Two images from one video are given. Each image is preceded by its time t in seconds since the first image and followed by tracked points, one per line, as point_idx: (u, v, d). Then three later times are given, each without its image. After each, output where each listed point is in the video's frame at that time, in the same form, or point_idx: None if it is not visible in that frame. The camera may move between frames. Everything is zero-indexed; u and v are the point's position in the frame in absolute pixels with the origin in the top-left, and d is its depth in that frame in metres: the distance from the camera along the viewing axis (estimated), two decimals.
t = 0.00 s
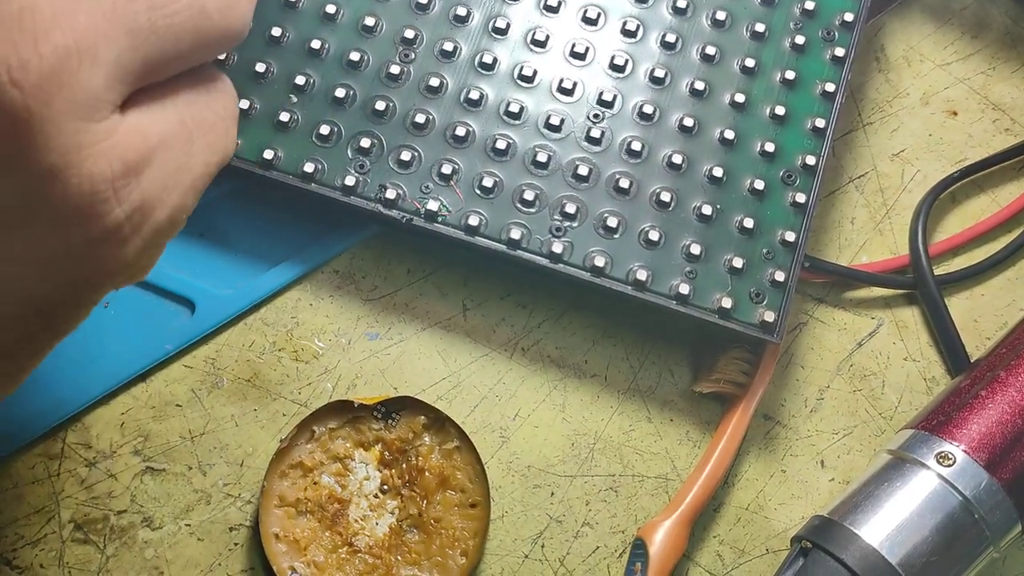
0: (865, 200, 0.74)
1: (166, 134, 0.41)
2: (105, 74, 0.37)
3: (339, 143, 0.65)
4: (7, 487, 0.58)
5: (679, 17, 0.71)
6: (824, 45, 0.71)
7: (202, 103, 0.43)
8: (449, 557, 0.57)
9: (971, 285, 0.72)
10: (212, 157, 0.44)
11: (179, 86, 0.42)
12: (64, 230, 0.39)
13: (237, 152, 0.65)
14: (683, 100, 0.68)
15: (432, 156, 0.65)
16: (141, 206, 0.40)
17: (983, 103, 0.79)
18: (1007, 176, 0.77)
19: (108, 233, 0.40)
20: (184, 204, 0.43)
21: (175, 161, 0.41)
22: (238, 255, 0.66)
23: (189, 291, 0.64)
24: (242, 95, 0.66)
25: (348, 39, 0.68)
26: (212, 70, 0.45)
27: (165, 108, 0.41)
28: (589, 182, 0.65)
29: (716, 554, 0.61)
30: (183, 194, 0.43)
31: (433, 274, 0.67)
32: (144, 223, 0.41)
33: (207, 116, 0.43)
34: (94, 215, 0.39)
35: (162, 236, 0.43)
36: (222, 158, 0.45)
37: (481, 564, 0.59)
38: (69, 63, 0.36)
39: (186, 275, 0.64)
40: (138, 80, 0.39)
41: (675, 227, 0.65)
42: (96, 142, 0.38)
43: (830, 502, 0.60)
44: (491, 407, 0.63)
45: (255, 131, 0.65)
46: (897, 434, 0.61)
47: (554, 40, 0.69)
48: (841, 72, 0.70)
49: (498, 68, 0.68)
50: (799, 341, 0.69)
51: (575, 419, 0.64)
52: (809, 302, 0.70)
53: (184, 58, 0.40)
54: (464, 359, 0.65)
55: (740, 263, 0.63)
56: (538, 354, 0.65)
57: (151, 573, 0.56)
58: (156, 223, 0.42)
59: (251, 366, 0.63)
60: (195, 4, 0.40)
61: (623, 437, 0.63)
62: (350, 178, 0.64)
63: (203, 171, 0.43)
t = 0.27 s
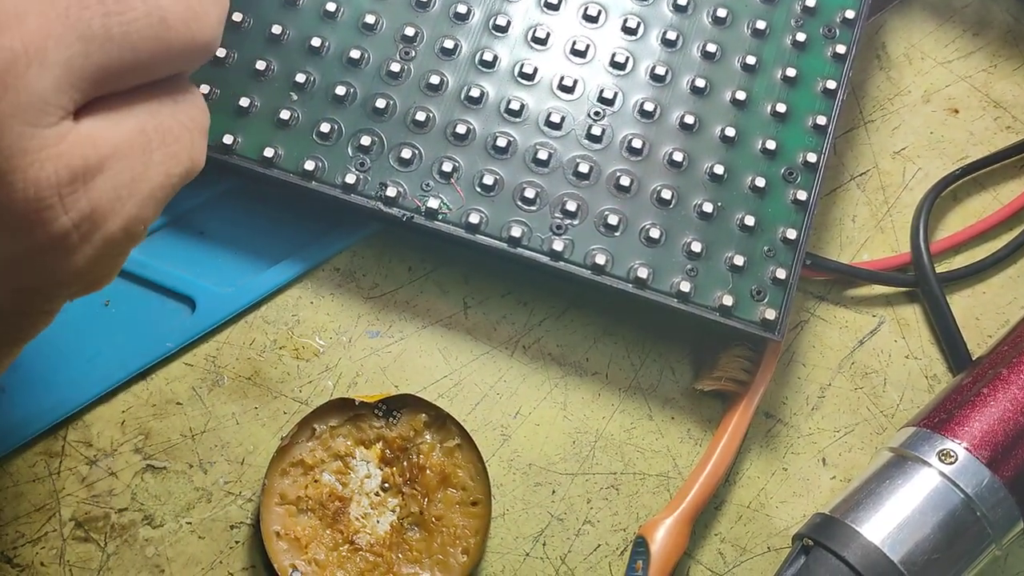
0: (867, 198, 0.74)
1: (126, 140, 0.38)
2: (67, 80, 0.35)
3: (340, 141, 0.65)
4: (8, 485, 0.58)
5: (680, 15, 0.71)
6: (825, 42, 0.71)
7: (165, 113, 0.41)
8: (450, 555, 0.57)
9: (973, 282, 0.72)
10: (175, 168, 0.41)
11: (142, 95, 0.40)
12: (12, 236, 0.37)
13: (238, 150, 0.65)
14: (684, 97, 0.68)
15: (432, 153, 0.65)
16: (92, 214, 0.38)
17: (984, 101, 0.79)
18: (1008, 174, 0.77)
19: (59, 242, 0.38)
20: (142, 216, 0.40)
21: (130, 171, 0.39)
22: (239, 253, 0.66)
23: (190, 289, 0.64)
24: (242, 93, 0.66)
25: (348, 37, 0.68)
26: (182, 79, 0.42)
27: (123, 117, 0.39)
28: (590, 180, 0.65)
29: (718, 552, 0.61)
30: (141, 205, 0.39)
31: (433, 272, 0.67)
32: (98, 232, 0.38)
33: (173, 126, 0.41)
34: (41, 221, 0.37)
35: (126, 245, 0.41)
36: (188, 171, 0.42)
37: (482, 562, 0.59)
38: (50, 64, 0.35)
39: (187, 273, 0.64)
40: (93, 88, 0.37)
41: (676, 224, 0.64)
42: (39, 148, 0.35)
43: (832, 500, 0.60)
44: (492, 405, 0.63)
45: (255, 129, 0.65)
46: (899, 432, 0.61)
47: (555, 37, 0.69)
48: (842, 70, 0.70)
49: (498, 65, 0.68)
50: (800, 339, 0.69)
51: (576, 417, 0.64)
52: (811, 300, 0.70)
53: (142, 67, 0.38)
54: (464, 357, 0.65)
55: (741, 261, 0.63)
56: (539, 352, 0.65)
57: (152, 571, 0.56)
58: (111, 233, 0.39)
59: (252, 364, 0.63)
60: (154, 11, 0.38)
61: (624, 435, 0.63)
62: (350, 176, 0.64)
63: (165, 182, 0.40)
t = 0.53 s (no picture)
0: (867, 197, 0.74)
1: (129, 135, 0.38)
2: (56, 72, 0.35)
3: (341, 141, 0.65)
4: (10, 485, 0.58)
5: (681, 15, 0.71)
6: (825, 42, 0.71)
7: (175, 107, 0.40)
8: (450, 555, 0.57)
9: (973, 281, 0.72)
10: (185, 164, 0.40)
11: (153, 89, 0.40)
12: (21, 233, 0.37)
13: (239, 150, 0.65)
14: (684, 97, 0.68)
15: (433, 153, 0.65)
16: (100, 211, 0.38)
17: (985, 100, 0.79)
18: (1009, 173, 0.77)
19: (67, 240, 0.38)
20: (153, 214, 0.40)
21: (139, 165, 0.38)
22: (240, 253, 0.66)
23: (191, 289, 0.64)
24: (243, 93, 0.66)
25: (349, 37, 0.68)
26: (192, 71, 0.42)
27: (133, 111, 0.39)
28: (590, 180, 0.65)
29: (718, 552, 0.61)
30: (150, 202, 0.39)
31: (434, 272, 0.67)
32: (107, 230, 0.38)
33: (179, 119, 0.40)
34: (47, 221, 0.37)
35: (136, 244, 0.40)
36: (200, 166, 0.41)
37: (482, 562, 0.59)
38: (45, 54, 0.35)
39: (187, 273, 0.64)
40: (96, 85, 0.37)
41: (676, 224, 0.64)
42: (42, 146, 0.35)
43: (832, 499, 0.60)
44: (492, 405, 0.63)
45: (256, 129, 0.65)
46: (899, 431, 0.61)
47: (555, 37, 0.69)
48: (842, 70, 0.70)
49: (499, 65, 0.68)
50: (801, 338, 0.69)
51: (576, 417, 0.64)
52: (811, 300, 0.70)
53: (147, 59, 0.38)
54: (465, 357, 0.65)
55: (741, 260, 0.63)
56: (540, 352, 0.65)
57: (153, 570, 0.57)
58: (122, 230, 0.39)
59: (253, 364, 0.63)
60: (157, 4, 0.38)
61: (625, 435, 0.63)
62: (351, 176, 0.64)
63: (175, 178, 0.40)
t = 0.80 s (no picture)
0: (867, 197, 0.74)
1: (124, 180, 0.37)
2: (47, 103, 0.34)
3: (340, 142, 0.65)
4: (11, 484, 0.58)
5: (679, 15, 0.71)
6: (824, 42, 0.71)
7: (167, 136, 0.39)
8: (449, 554, 0.57)
9: (972, 281, 0.72)
10: (181, 194, 0.40)
11: (144, 117, 0.39)
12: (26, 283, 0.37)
13: (238, 151, 0.65)
14: (683, 97, 0.68)
15: (432, 153, 0.65)
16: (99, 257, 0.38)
17: (984, 100, 0.79)
18: (1008, 173, 0.77)
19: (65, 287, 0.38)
20: (151, 250, 0.40)
21: (133, 208, 0.38)
22: (240, 252, 0.66)
23: (190, 289, 0.64)
24: (243, 93, 0.66)
25: (349, 37, 0.68)
26: (187, 93, 0.40)
27: (124, 147, 0.38)
28: (589, 180, 0.65)
29: (717, 552, 0.61)
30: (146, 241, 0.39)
31: (433, 272, 0.68)
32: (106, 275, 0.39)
33: (176, 150, 0.39)
34: (44, 272, 0.37)
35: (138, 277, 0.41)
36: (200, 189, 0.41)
37: (482, 562, 0.59)
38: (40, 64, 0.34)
39: (187, 274, 0.64)
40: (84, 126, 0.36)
41: (675, 224, 0.64)
42: (32, 203, 0.35)
43: (831, 499, 0.60)
44: (491, 405, 0.63)
45: (255, 129, 0.65)
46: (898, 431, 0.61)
47: (554, 37, 0.69)
48: (842, 70, 0.70)
49: (498, 65, 0.68)
50: (800, 338, 0.69)
51: (575, 417, 0.64)
52: (811, 300, 0.70)
53: (134, 95, 0.36)
54: (464, 357, 0.65)
55: (741, 260, 0.63)
56: (539, 352, 0.65)
57: (153, 571, 0.57)
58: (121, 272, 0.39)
59: (252, 364, 0.63)
60: (144, 35, 0.36)
61: (624, 435, 0.63)
62: (350, 176, 0.64)
63: (173, 211, 0.40)
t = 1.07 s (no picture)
0: (867, 196, 0.74)
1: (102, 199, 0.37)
2: (41, 110, 0.34)
3: (340, 141, 0.65)
4: (12, 484, 0.58)
5: (680, 14, 0.71)
6: (825, 41, 0.71)
7: (144, 160, 0.39)
8: (450, 554, 0.57)
9: (973, 280, 0.72)
10: (158, 215, 0.40)
11: (123, 140, 0.39)
12: (10, 295, 0.37)
13: (238, 150, 0.65)
14: (684, 96, 0.68)
15: (433, 152, 0.65)
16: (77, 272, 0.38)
17: (985, 99, 0.79)
18: (1009, 172, 0.77)
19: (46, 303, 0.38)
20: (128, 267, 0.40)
21: (111, 227, 0.38)
22: (240, 252, 0.66)
23: (190, 288, 0.64)
24: (243, 92, 0.66)
25: (349, 37, 0.68)
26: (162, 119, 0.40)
27: (101, 168, 0.37)
28: (590, 179, 0.65)
29: (718, 551, 0.61)
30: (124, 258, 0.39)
31: (434, 271, 0.68)
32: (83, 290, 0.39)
33: (151, 171, 0.39)
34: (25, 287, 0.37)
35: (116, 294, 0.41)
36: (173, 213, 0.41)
37: (483, 561, 0.59)
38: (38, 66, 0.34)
39: (187, 273, 0.64)
40: (69, 144, 0.36)
41: (676, 223, 0.64)
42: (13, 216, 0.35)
43: (832, 498, 0.60)
44: (492, 404, 0.63)
45: (255, 128, 0.65)
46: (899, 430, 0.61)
47: (555, 36, 0.69)
48: (843, 69, 0.70)
49: (499, 65, 0.68)
50: (801, 337, 0.69)
51: (576, 416, 0.64)
52: (811, 299, 0.70)
53: (115, 120, 0.36)
54: (465, 356, 0.65)
55: (741, 259, 0.63)
56: (539, 351, 0.65)
57: (153, 570, 0.57)
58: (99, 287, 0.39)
59: (253, 363, 0.63)
60: (126, 61, 0.35)
61: (625, 434, 0.63)
62: (351, 176, 0.64)
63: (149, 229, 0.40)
